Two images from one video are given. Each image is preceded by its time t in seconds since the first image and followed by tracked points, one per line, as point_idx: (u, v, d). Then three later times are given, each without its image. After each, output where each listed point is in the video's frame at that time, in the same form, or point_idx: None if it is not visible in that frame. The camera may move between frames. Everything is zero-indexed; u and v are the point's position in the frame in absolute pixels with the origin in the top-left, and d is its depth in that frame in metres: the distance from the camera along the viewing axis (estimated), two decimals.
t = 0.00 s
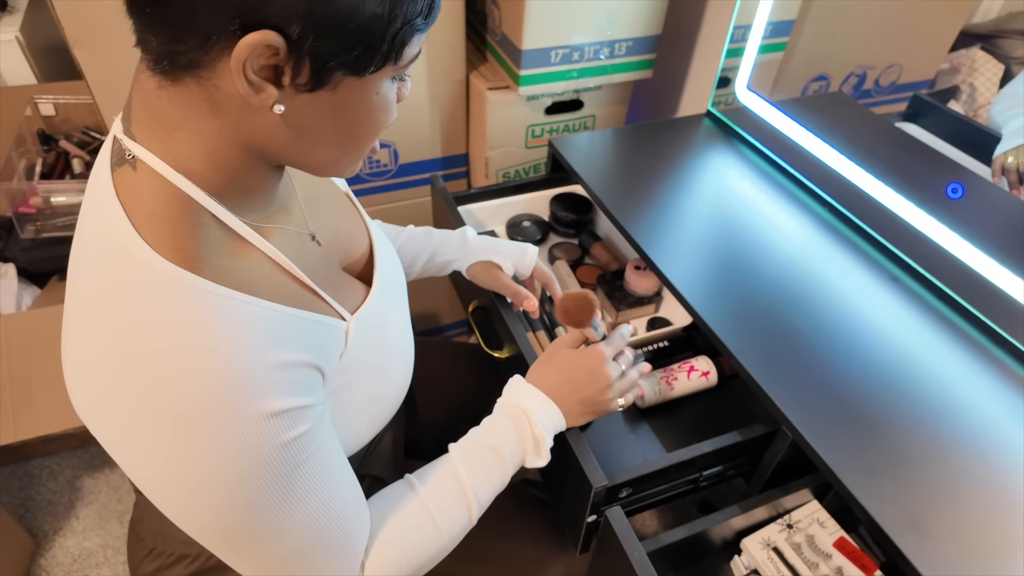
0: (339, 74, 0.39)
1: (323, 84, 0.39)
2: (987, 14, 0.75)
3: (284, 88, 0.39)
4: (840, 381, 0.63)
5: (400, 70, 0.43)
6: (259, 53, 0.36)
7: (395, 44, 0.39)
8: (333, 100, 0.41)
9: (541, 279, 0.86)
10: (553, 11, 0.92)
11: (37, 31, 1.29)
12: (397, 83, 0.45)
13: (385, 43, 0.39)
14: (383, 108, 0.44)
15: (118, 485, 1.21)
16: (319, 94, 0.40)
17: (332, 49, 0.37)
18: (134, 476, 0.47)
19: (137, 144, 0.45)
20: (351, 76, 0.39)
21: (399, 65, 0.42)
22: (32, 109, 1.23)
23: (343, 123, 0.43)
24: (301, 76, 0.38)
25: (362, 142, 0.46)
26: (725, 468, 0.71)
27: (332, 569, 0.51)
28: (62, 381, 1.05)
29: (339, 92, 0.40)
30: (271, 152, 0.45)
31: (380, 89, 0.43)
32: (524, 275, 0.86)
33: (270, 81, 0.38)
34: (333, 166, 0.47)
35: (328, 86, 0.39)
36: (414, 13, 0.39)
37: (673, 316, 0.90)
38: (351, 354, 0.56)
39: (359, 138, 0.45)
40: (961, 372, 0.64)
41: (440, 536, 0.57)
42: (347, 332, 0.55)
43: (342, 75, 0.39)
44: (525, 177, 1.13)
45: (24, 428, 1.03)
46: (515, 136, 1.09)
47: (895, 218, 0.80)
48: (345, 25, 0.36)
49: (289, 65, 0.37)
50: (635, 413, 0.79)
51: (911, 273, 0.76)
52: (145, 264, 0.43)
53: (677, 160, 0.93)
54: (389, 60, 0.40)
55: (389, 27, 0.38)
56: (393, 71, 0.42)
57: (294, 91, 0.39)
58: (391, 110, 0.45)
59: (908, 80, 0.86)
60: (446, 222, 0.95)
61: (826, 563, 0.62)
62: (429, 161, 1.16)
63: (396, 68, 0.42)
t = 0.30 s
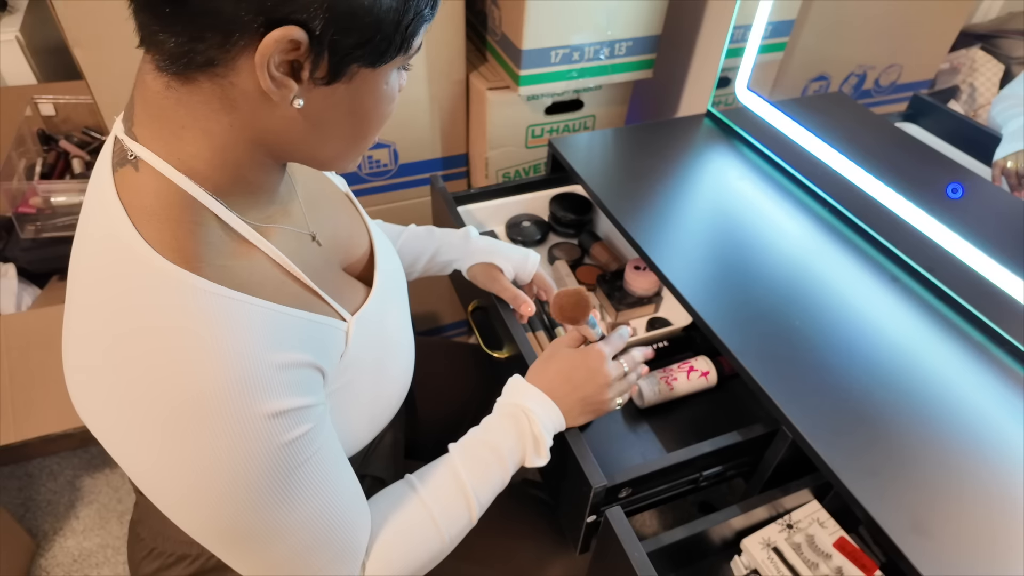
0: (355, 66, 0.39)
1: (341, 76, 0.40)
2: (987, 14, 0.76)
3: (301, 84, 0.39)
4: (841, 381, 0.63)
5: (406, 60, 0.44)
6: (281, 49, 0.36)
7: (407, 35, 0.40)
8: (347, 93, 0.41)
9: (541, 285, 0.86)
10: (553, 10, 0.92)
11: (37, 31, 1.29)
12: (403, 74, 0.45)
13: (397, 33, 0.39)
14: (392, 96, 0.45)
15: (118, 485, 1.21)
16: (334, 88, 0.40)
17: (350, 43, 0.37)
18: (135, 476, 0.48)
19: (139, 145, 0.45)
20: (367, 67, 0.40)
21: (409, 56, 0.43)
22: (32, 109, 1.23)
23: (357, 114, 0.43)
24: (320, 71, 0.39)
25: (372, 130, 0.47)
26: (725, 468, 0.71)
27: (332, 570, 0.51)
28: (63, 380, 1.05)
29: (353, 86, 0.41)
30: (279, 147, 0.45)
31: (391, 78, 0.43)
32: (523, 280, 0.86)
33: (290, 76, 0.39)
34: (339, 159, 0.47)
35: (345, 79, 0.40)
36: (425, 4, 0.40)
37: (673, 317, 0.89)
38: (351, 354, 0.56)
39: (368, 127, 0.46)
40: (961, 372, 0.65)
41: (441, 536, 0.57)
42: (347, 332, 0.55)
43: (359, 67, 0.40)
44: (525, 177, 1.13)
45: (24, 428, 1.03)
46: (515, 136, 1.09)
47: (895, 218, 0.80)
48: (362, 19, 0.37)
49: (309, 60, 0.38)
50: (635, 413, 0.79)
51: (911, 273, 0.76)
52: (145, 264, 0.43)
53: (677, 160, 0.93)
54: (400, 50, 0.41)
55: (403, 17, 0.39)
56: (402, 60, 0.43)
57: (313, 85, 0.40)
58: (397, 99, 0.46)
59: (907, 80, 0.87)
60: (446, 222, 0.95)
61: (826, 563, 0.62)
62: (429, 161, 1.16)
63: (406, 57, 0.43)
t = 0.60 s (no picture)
0: (360, 59, 0.40)
1: (345, 70, 0.40)
2: (985, 14, 0.81)
3: (307, 77, 0.40)
4: (839, 381, 0.64)
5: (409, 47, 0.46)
6: (284, 41, 0.37)
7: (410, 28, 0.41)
8: (353, 87, 0.42)
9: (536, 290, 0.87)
10: (553, 12, 0.93)
11: (39, 32, 1.30)
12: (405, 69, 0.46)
13: (402, 26, 0.40)
14: (396, 91, 0.46)
15: (120, 484, 1.22)
16: (341, 81, 0.41)
17: (355, 34, 0.38)
18: (132, 472, 0.48)
19: (145, 143, 0.45)
20: (371, 60, 0.41)
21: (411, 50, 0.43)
22: (35, 111, 1.23)
23: (363, 106, 0.44)
24: (323, 63, 0.39)
25: (376, 124, 0.47)
26: (722, 467, 0.72)
27: (325, 567, 0.52)
28: (66, 380, 1.06)
29: (359, 79, 0.42)
30: (286, 144, 0.45)
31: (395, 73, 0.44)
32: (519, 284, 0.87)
33: (296, 69, 0.39)
34: (341, 155, 0.48)
35: (349, 71, 0.41)
36: None
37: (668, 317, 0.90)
38: (352, 351, 0.56)
39: (370, 123, 0.46)
40: (957, 371, 0.65)
41: (431, 538, 0.57)
42: (348, 329, 0.55)
43: (364, 60, 0.40)
44: (526, 177, 1.14)
45: (27, 428, 1.04)
46: (515, 136, 1.09)
47: (894, 219, 0.81)
48: (367, 11, 0.37)
49: (312, 52, 0.38)
50: (629, 413, 0.80)
51: (908, 273, 0.76)
52: (147, 262, 0.43)
53: (676, 161, 0.94)
54: (404, 43, 0.42)
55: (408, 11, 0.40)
56: (406, 54, 0.43)
57: (317, 78, 0.40)
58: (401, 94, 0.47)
59: (906, 81, 0.89)
60: (440, 223, 0.96)
61: (824, 562, 0.62)
62: (430, 162, 1.17)
63: (408, 52, 0.43)
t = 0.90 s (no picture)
0: (357, 68, 0.39)
1: (341, 77, 0.39)
2: (984, 15, 0.80)
3: (302, 80, 0.39)
4: (839, 380, 0.64)
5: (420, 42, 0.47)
6: (277, 41, 0.36)
7: (409, 40, 0.40)
8: (350, 94, 0.41)
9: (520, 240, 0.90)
10: (553, 12, 0.93)
11: (38, 32, 1.30)
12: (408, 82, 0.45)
13: (401, 37, 0.39)
14: (399, 101, 0.45)
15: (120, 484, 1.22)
16: (336, 88, 0.40)
17: (349, 41, 0.37)
18: (113, 465, 0.47)
19: (145, 139, 0.46)
20: (367, 70, 0.40)
21: (414, 63, 0.43)
22: (35, 111, 1.23)
23: (361, 112, 0.43)
24: (318, 68, 0.38)
25: (378, 133, 0.46)
26: (720, 468, 0.72)
27: (287, 567, 0.51)
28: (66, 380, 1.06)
29: (356, 88, 0.41)
30: (280, 145, 0.45)
31: (394, 82, 0.43)
32: (498, 250, 0.85)
33: (288, 72, 0.38)
34: (338, 163, 0.47)
35: (345, 79, 0.40)
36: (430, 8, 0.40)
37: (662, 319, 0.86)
38: (347, 346, 0.56)
39: (370, 132, 0.45)
40: (958, 371, 0.65)
41: (388, 554, 0.56)
42: (343, 324, 0.55)
43: (359, 69, 0.39)
44: (526, 177, 1.14)
45: (27, 428, 1.04)
46: (515, 136, 1.09)
47: (894, 219, 0.81)
48: (366, 19, 0.37)
49: (305, 55, 0.38)
50: (622, 416, 0.78)
51: (908, 273, 0.76)
52: (143, 256, 0.43)
53: (676, 161, 0.94)
54: (404, 56, 0.41)
55: (409, 21, 0.39)
56: (406, 68, 0.43)
57: (312, 83, 0.39)
58: (403, 105, 0.46)
59: (905, 82, 0.88)
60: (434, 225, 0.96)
61: (824, 561, 0.63)
62: (430, 162, 1.17)
63: (408, 65, 0.42)
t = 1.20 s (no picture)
0: (328, 64, 0.38)
1: (312, 72, 0.39)
2: (985, 15, 0.78)
3: (271, 73, 0.38)
4: (839, 380, 0.64)
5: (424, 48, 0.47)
6: (241, 28, 0.36)
7: (385, 40, 0.39)
8: (326, 93, 0.40)
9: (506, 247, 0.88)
10: (552, 12, 0.93)
11: (38, 32, 1.29)
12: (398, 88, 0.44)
13: (378, 37, 0.38)
14: (384, 106, 0.44)
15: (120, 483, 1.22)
16: (306, 85, 0.39)
17: (317, 32, 0.36)
18: (88, 460, 0.47)
19: (141, 135, 0.46)
20: (340, 68, 0.39)
21: (399, 67, 0.41)
22: (35, 110, 1.23)
23: (337, 114, 0.42)
24: (287, 61, 0.38)
25: (363, 139, 0.45)
26: (719, 468, 0.72)
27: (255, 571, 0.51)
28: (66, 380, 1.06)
29: (331, 87, 0.40)
30: (275, 147, 0.45)
31: (376, 85, 0.42)
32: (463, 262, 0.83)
33: (259, 64, 0.38)
34: (324, 169, 0.47)
35: (317, 76, 0.39)
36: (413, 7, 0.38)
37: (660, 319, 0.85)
38: (339, 347, 0.56)
39: (354, 136, 0.45)
40: (958, 370, 0.65)
41: None
42: (335, 326, 0.55)
43: (331, 64, 0.39)
44: (526, 177, 1.13)
45: (28, 428, 1.04)
46: (515, 136, 1.09)
47: (893, 219, 0.81)
48: (334, 12, 0.36)
49: (271, 47, 0.37)
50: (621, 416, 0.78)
51: (908, 273, 0.76)
52: (138, 252, 0.43)
53: (677, 161, 0.94)
54: (384, 57, 0.40)
55: (382, 19, 0.37)
56: (387, 74, 0.41)
57: (284, 76, 0.39)
58: (391, 111, 0.45)
59: (905, 82, 0.88)
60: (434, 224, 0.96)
61: (824, 561, 0.63)
62: (430, 162, 1.17)
63: (390, 70, 0.41)
